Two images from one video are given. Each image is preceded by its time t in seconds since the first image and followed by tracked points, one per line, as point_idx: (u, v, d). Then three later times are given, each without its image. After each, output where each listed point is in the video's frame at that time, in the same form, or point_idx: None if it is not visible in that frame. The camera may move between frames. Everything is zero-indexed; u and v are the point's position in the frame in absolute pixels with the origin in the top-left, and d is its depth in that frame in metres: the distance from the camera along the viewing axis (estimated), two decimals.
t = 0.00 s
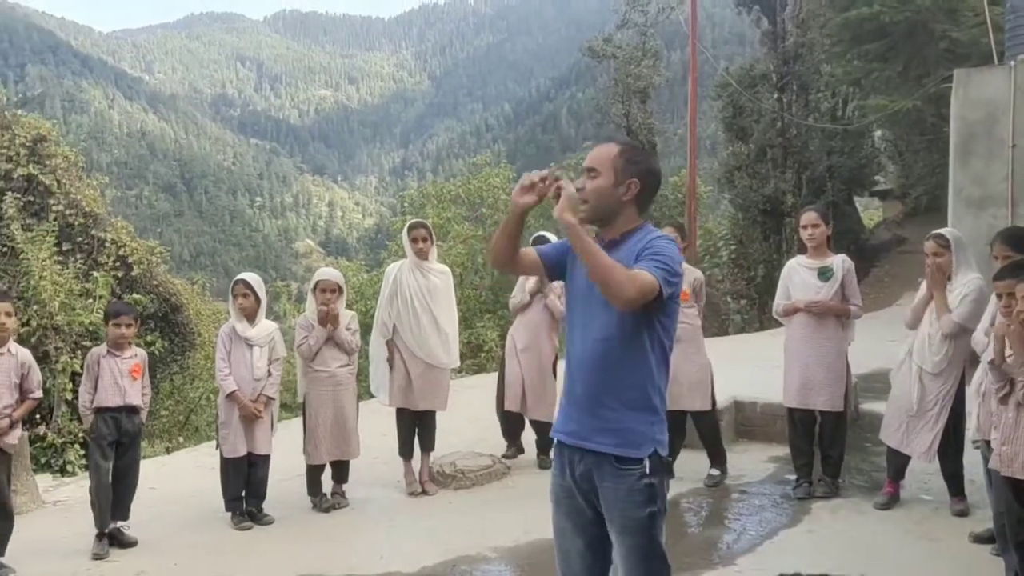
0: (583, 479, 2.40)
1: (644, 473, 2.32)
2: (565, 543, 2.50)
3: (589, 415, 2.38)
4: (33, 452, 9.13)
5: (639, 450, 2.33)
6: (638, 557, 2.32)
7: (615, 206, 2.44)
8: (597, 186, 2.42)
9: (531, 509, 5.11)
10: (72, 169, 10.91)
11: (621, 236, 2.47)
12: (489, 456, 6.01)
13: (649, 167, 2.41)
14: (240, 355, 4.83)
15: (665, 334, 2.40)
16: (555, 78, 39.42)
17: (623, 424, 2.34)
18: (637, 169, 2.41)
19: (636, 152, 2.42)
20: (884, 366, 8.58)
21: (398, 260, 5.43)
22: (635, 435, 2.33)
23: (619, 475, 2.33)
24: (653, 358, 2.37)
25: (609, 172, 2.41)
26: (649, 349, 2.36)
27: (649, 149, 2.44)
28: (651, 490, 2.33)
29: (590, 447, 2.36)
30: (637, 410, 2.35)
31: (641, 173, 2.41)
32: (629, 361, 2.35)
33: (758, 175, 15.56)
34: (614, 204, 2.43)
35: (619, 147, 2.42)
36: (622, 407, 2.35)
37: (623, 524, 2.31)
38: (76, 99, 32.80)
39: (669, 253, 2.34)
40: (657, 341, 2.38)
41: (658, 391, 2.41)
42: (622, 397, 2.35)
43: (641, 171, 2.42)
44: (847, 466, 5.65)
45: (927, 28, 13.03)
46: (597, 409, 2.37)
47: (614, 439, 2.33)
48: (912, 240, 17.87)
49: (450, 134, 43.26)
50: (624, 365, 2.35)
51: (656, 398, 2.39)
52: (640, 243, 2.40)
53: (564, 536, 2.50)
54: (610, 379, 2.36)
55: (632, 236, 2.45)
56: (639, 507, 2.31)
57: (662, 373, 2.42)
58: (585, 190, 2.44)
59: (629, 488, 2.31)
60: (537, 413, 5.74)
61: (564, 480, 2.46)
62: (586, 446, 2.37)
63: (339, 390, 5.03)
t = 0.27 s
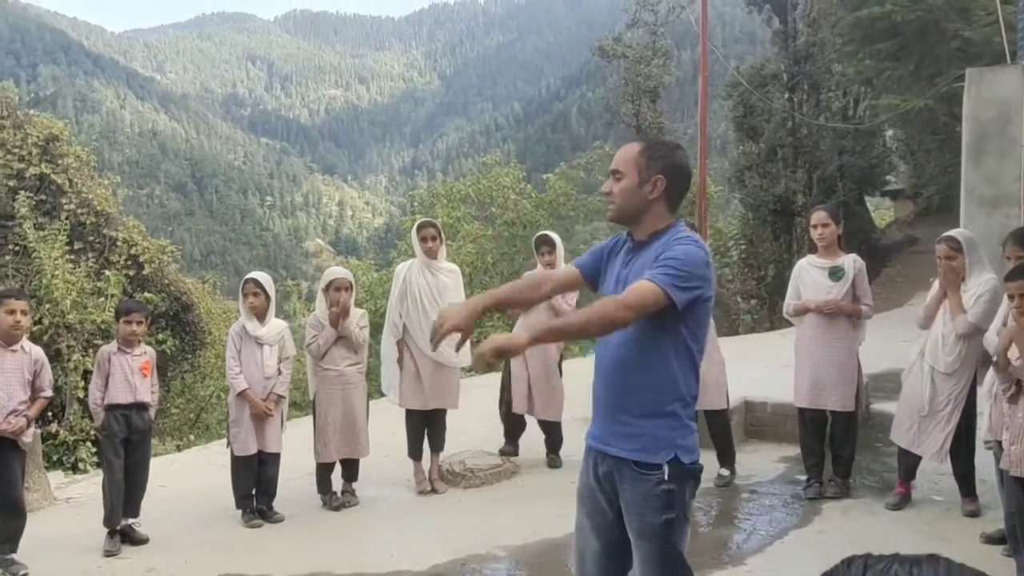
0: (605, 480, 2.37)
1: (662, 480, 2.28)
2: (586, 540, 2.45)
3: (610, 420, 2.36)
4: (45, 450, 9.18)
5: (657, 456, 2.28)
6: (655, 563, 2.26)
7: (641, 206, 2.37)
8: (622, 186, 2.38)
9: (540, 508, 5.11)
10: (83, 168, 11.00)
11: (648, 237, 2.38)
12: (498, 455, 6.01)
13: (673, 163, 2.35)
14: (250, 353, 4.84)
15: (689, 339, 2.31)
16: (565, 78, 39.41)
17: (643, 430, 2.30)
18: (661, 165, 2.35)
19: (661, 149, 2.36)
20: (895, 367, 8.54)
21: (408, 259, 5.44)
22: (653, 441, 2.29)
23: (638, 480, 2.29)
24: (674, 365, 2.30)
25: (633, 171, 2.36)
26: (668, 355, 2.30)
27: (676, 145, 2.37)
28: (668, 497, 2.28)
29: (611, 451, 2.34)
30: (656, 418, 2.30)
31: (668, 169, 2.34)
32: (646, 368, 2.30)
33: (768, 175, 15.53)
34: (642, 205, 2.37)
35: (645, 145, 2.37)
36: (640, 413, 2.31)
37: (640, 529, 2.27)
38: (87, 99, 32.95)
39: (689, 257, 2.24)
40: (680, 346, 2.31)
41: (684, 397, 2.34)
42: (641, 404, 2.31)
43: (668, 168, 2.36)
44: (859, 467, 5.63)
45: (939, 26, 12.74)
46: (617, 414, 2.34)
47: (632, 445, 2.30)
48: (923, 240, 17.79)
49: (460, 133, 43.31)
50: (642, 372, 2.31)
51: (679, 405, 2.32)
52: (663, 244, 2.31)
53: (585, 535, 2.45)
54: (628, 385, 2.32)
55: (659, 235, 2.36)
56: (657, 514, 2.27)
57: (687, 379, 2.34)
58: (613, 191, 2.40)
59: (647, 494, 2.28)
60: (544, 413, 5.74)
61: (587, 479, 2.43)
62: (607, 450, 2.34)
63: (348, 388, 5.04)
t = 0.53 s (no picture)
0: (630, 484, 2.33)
1: (681, 486, 2.22)
2: (613, 544, 2.41)
3: (633, 426, 2.33)
4: (64, 449, 9.26)
5: (675, 462, 2.23)
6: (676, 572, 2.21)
7: (648, 208, 2.33)
8: (630, 188, 2.35)
9: (555, 509, 5.10)
10: (102, 168, 11.10)
11: (656, 240, 2.33)
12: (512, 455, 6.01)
13: (682, 164, 2.32)
14: (266, 352, 4.86)
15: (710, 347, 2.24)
16: (581, 79, 39.39)
17: (663, 437, 2.25)
18: (669, 167, 2.32)
19: (669, 150, 2.33)
20: (913, 369, 8.48)
21: (423, 259, 5.45)
22: (673, 448, 2.24)
23: (658, 486, 2.24)
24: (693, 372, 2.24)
25: (641, 172, 2.34)
26: (686, 361, 2.24)
27: (684, 145, 2.33)
28: (687, 504, 2.22)
29: (634, 457, 2.30)
30: (677, 425, 2.24)
31: (673, 169, 2.32)
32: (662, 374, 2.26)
33: (785, 175, 15.49)
34: (650, 207, 2.33)
35: (652, 147, 2.35)
36: (660, 421, 2.27)
37: (659, 535, 2.23)
38: (106, 100, 33.22)
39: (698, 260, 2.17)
40: (699, 352, 2.24)
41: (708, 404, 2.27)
42: (661, 411, 2.27)
43: (677, 169, 2.32)
44: (876, 470, 5.59)
45: (958, 27, 12.50)
46: (637, 420, 2.31)
47: (652, 452, 2.26)
48: (942, 242, 17.66)
49: (476, 134, 43.36)
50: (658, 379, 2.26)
51: (702, 414, 2.25)
52: (673, 246, 2.26)
53: (612, 539, 2.41)
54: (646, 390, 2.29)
55: (667, 238, 2.31)
56: (676, 520, 2.21)
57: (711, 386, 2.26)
58: (621, 193, 2.37)
59: (666, 500, 2.23)
60: (554, 414, 5.72)
61: (615, 483, 2.39)
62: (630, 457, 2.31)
63: (364, 388, 5.05)
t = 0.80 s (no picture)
0: (651, 483, 2.34)
1: (703, 487, 2.22)
2: (633, 543, 2.42)
3: (654, 425, 2.33)
4: (88, 445, 9.48)
5: (696, 462, 2.23)
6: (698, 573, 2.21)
7: (662, 210, 2.33)
8: (642, 191, 2.34)
9: (575, 508, 5.13)
10: (127, 169, 11.23)
11: (672, 242, 2.33)
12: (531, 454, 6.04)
13: (693, 164, 2.31)
14: (288, 352, 4.92)
15: (730, 344, 2.24)
16: (599, 79, 39.41)
17: (683, 436, 2.26)
18: (681, 168, 2.31)
19: (680, 151, 2.32)
20: (934, 369, 8.45)
21: (443, 258, 5.50)
22: (694, 447, 2.24)
23: (679, 486, 2.24)
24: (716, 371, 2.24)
25: (653, 176, 2.32)
26: (709, 362, 2.24)
27: (695, 145, 2.33)
28: (709, 505, 2.22)
29: (655, 456, 2.31)
30: (697, 424, 2.25)
31: (684, 173, 2.31)
32: (684, 373, 2.26)
33: (804, 175, 15.47)
34: (664, 209, 2.32)
35: (662, 148, 2.33)
36: (682, 420, 2.27)
37: (681, 537, 2.23)
38: (128, 102, 33.56)
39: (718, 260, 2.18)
40: (721, 352, 2.24)
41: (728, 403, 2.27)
42: (681, 409, 2.27)
43: (687, 169, 2.32)
44: (897, 470, 5.58)
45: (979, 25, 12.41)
46: (659, 420, 2.32)
47: (673, 451, 2.26)
48: (964, 242, 17.55)
49: (495, 135, 43.53)
50: (680, 378, 2.26)
51: (724, 414, 2.25)
52: (690, 247, 2.26)
53: (634, 538, 2.42)
54: (667, 389, 2.29)
55: (683, 239, 2.30)
56: (698, 522, 2.21)
57: (734, 386, 2.26)
58: (633, 196, 2.36)
59: (687, 501, 2.23)
60: (569, 412, 5.75)
61: (637, 482, 2.40)
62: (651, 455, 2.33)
63: (386, 386, 5.11)
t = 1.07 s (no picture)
0: (670, 484, 2.34)
1: (721, 489, 2.21)
2: (651, 545, 2.43)
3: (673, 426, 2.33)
4: (107, 443, 9.60)
5: (714, 465, 2.22)
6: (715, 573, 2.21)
7: (698, 211, 2.31)
8: (680, 191, 2.32)
9: (590, 509, 5.13)
10: (146, 169, 11.32)
11: (704, 244, 2.31)
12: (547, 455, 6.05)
13: (731, 165, 2.29)
14: (305, 352, 4.95)
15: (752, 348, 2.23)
16: (616, 80, 39.38)
17: (703, 438, 2.25)
18: (718, 169, 2.29)
19: (718, 152, 2.30)
20: (952, 373, 8.40)
21: (460, 259, 5.51)
22: (713, 450, 2.23)
23: (697, 487, 2.24)
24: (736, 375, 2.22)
25: (690, 176, 2.30)
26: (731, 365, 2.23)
27: (733, 146, 2.31)
28: (727, 507, 2.22)
29: (674, 459, 2.31)
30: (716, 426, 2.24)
31: (722, 174, 2.29)
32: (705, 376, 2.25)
33: (822, 176, 15.40)
34: (701, 210, 2.31)
35: (700, 149, 2.32)
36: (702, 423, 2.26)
37: (699, 538, 2.23)
38: (148, 103, 33.81)
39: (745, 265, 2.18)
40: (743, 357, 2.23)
41: (748, 408, 2.26)
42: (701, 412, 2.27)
43: (725, 171, 2.30)
44: (915, 474, 5.56)
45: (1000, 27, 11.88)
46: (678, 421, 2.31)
47: (691, 453, 2.26)
48: (984, 244, 17.42)
49: (511, 136, 43.59)
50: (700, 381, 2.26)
51: (743, 419, 2.24)
52: (723, 250, 2.25)
53: (652, 539, 2.43)
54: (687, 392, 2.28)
55: (718, 241, 2.29)
56: (715, 523, 2.21)
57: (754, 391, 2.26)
58: (670, 196, 2.34)
59: (705, 502, 2.23)
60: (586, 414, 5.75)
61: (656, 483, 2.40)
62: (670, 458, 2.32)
63: (403, 386, 5.14)
